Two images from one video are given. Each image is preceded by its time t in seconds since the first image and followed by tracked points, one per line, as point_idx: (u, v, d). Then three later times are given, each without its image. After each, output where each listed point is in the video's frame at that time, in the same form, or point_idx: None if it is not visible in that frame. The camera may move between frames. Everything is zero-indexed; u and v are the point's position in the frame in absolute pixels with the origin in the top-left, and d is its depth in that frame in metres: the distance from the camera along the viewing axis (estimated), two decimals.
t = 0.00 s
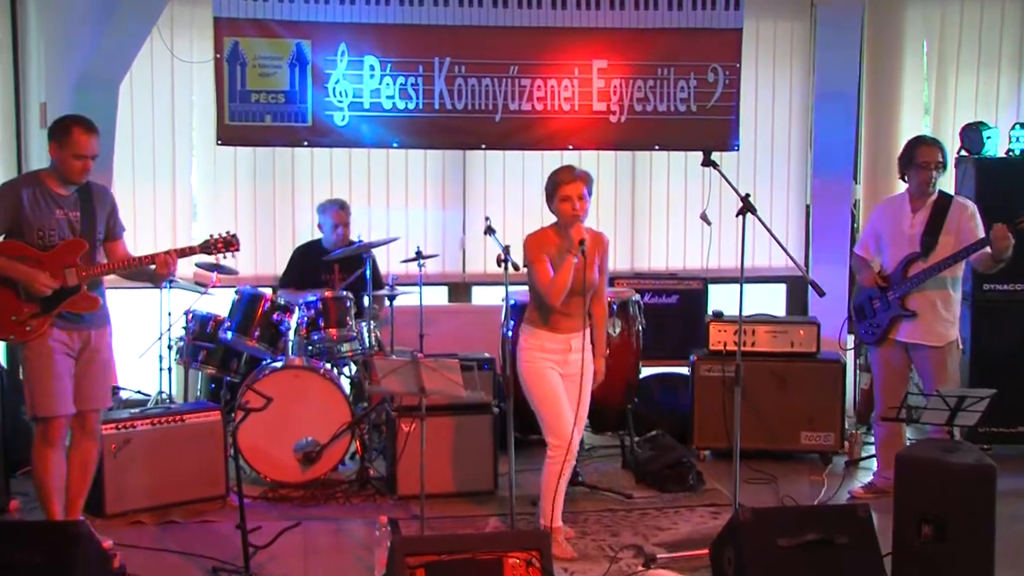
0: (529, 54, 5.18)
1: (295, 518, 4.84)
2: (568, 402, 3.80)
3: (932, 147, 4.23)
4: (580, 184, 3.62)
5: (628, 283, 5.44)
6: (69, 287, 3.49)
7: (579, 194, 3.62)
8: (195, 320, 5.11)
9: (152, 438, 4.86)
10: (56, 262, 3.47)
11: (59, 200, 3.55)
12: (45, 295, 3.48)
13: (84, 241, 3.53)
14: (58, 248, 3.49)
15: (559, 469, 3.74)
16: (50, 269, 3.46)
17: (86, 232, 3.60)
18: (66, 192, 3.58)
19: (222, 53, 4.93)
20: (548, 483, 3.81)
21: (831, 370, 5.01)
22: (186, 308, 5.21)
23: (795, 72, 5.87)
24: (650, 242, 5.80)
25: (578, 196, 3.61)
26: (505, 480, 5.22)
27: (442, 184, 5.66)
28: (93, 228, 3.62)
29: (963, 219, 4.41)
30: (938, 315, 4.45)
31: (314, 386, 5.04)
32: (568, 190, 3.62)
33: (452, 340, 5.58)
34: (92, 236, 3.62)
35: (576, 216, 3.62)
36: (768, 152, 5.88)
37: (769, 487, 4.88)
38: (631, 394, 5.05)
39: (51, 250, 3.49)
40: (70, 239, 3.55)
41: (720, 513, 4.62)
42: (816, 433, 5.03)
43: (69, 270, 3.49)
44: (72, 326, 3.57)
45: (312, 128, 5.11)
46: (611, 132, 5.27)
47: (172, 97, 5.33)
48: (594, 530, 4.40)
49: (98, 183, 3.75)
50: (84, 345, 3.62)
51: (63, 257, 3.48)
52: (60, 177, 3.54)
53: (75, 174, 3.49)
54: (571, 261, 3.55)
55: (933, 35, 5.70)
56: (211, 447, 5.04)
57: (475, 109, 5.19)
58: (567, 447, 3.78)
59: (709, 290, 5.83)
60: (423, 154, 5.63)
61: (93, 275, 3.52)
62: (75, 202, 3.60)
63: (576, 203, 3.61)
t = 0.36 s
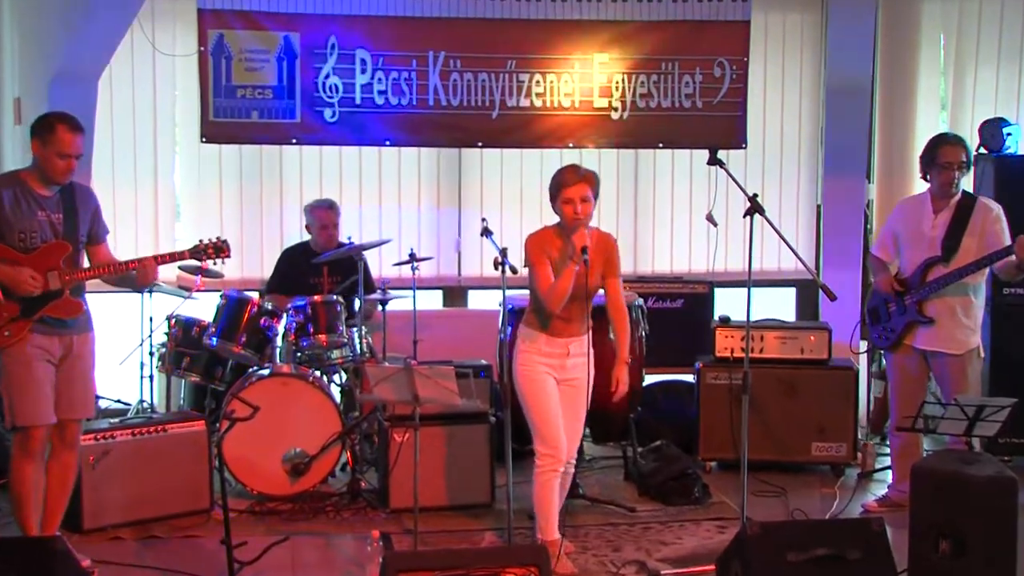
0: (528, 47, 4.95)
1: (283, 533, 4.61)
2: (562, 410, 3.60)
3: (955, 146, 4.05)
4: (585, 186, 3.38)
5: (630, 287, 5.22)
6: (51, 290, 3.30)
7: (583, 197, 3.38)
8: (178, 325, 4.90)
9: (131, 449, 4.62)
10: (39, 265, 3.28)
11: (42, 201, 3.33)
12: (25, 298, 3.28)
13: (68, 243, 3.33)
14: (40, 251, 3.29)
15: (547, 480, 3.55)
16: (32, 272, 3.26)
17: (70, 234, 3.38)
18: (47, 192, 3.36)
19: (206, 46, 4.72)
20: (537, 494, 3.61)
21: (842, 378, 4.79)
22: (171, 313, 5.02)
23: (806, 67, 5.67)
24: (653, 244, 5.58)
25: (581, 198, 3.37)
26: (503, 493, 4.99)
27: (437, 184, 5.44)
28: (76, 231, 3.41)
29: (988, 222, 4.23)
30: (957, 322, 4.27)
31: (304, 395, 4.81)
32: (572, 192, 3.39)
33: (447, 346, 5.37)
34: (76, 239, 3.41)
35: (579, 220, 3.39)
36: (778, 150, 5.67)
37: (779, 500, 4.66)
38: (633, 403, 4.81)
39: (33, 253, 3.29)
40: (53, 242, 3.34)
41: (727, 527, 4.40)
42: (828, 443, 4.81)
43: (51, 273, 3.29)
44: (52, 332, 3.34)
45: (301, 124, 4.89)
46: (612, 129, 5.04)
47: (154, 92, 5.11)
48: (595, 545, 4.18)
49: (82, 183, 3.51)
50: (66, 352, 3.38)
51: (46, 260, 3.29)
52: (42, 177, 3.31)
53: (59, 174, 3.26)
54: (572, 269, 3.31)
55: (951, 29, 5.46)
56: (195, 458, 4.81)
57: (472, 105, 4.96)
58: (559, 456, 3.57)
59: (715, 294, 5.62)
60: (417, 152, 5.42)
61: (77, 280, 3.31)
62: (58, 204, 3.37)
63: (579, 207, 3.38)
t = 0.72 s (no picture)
0: (526, 40, 4.70)
1: (268, 551, 4.36)
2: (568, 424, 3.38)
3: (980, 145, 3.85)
4: (599, 203, 3.13)
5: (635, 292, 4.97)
6: (30, 298, 3.03)
7: (595, 214, 3.13)
8: (159, 332, 4.66)
9: (109, 462, 4.32)
10: (18, 270, 3.01)
11: (23, 202, 3.08)
12: (2, 305, 3.01)
13: (50, 247, 3.08)
14: (20, 255, 3.02)
15: (557, 499, 3.32)
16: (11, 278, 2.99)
17: (50, 238, 3.15)
18: (28, 192, 3.10)
19: (188, 39, 4.48)
20: (545, 513, 3.38)
21: (857, 388, 4.56)
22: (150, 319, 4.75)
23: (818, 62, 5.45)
24: (657, 247, 5.36)
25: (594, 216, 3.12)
26: (501, 508, 4.75)
27: (433, 185, 5.22)
28: (57, 235, 3.16)
29: (1014, 226, 4.00)
30: (979, 330, 4.05)
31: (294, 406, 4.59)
32: (584, 209, 3.13)
33: (443, 354, 5.14)
34: (56, 243, 3.17)
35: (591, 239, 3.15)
36: (790, 150, 5.45)
37: (791, 516, 4.41)
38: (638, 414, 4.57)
39: (11, 257, 3.02)
40: (33, 246, 3.08)
41: (737, 545, 4.15)
42: (842, 456, 4.57)
43: (31, 279, 3.02)
44: (28, 341, 3.09)
45: (288, 121, 4.65)
46: (615, 126, 4.78)
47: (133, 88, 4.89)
48: (597, 563, 3.94)
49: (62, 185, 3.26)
50: (43, 362, 3.15)
51: (26, 265, 3.02)
52: (22, 175, 3.06)
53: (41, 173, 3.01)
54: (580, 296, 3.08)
55: (973, 22, 5.29)
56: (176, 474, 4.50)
57: (468, 101, 4.71)
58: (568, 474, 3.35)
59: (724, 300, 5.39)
60: (411, 151, 5.19)
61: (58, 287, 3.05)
62: (37, 206, 3.13)
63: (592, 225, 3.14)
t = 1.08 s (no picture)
0: (525, 33, 4.47)
1: (251, 571, 4.10)
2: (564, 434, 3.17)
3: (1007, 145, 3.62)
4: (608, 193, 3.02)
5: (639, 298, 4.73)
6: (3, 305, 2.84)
7: (605, 205, 3.01)
8: (137, 340, 4.41)
9: (84, 479, 3.94)
10: None
11: None
12: None
13: (26, 252, 2.88)
14: None
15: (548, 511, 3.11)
16: None
17: (26, 242, 2.93)
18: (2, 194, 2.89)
19: (169, 31, 4.25)
20: (534, 527, 3.17)
21: (873, 398, 4.33)
22: (129, 326, 4.52)
23: (833, 57, 5.22)
24: (662, 250, 5.13)
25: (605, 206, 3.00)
26: (498, 525, 4.51)
27: (427, 185, 4.98)
28: (33, 239, 2.96)
29: None
30: (1003, 338, 3.82)
31: (279, 418, 4.35)
32: (594, 199, 3.00)
33: (438, 362, 4.91)
34: (31, 247, 2.95)
35: (601, 231, 3.01)
36: (800, 149, 5.23)
37: (804, 534, 4.17)
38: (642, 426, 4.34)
39: None
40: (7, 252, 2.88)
41: (747, 565, 3.91)
42: (858, 471, 4.34)
43: (5, 285, 2.83)
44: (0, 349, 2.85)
45: (274, 118, 4.40)
46: (617, 124, 4.54)
47: (110, 83, 4.66)
48: None
49: (41, 186, 3.05)
50: (17, 373, 2.90)
51: None
52: None
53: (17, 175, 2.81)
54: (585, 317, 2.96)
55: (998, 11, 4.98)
56: (156, 490, 4.12)
57: (463, 97, 4.48)
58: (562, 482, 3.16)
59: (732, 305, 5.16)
60: (404, 149, 4.96)
61: (34, 295, 2.86)
62: (12, 207, 2.91)
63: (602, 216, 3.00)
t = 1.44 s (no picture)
0: (525, 24, 4.24)
1: None
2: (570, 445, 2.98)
3: None
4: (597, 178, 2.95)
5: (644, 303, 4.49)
6: None
7: (595, 190, 2.93)
8: (114, 349, 4.14)
9: (57, 499, 3.51)
10: None
11: None
12: None
13: None
14: None
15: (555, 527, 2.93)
16: None
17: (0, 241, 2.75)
18: None
19: (148, 21, 4.03)
20: (543, 545, 2.98)
21: (891, 410, 4.10)
22: (106, 333, 4.25)
23: (849, 50, 5.00)
24: (667, 253, 4.91)
25: (594, 191, 2.92)
26: (495, 543, 4.26)
27: (420, 185, 4.76)
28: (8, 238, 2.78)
29: None
30: None
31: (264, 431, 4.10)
32: (582, 185, 2.92)
33: (432, 371, 4.68)
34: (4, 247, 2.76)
35: (592, 217, 2.91)
36: (811, 148, 5.01)
37: (819, 553, 3.93)
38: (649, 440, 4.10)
39: None
40: None
41: None
42: (876, 486, 4.10)
43: None
44: None
45: (259, 113, 4.17)
46: (620, 119, 4.31)
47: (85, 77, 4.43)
48: None
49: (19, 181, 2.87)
50: None
51: None
52: None
53: None
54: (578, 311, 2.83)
55: None
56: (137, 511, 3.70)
57: (459, 91, 4.24)
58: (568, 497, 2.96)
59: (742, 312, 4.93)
60: (397, 147, 4.73)
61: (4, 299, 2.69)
62: None
63: (591, 201, 2.92)
